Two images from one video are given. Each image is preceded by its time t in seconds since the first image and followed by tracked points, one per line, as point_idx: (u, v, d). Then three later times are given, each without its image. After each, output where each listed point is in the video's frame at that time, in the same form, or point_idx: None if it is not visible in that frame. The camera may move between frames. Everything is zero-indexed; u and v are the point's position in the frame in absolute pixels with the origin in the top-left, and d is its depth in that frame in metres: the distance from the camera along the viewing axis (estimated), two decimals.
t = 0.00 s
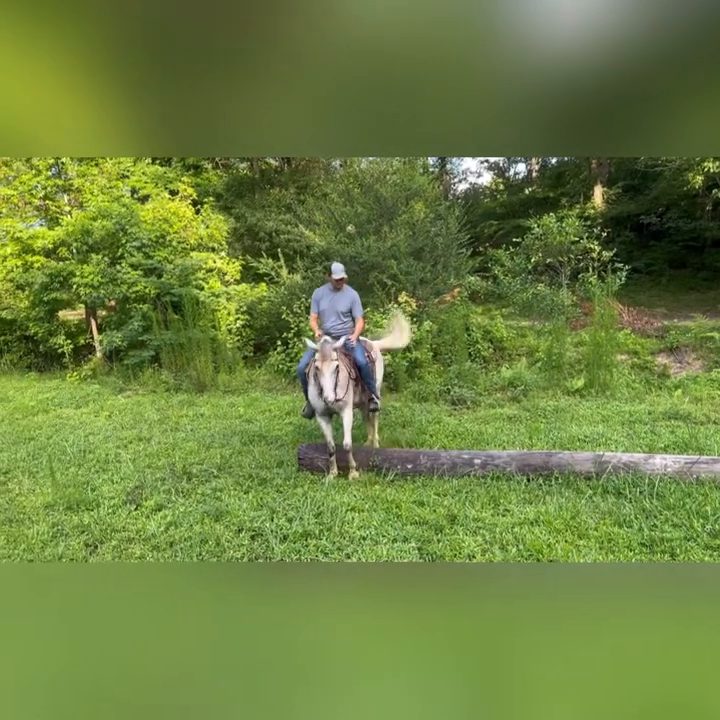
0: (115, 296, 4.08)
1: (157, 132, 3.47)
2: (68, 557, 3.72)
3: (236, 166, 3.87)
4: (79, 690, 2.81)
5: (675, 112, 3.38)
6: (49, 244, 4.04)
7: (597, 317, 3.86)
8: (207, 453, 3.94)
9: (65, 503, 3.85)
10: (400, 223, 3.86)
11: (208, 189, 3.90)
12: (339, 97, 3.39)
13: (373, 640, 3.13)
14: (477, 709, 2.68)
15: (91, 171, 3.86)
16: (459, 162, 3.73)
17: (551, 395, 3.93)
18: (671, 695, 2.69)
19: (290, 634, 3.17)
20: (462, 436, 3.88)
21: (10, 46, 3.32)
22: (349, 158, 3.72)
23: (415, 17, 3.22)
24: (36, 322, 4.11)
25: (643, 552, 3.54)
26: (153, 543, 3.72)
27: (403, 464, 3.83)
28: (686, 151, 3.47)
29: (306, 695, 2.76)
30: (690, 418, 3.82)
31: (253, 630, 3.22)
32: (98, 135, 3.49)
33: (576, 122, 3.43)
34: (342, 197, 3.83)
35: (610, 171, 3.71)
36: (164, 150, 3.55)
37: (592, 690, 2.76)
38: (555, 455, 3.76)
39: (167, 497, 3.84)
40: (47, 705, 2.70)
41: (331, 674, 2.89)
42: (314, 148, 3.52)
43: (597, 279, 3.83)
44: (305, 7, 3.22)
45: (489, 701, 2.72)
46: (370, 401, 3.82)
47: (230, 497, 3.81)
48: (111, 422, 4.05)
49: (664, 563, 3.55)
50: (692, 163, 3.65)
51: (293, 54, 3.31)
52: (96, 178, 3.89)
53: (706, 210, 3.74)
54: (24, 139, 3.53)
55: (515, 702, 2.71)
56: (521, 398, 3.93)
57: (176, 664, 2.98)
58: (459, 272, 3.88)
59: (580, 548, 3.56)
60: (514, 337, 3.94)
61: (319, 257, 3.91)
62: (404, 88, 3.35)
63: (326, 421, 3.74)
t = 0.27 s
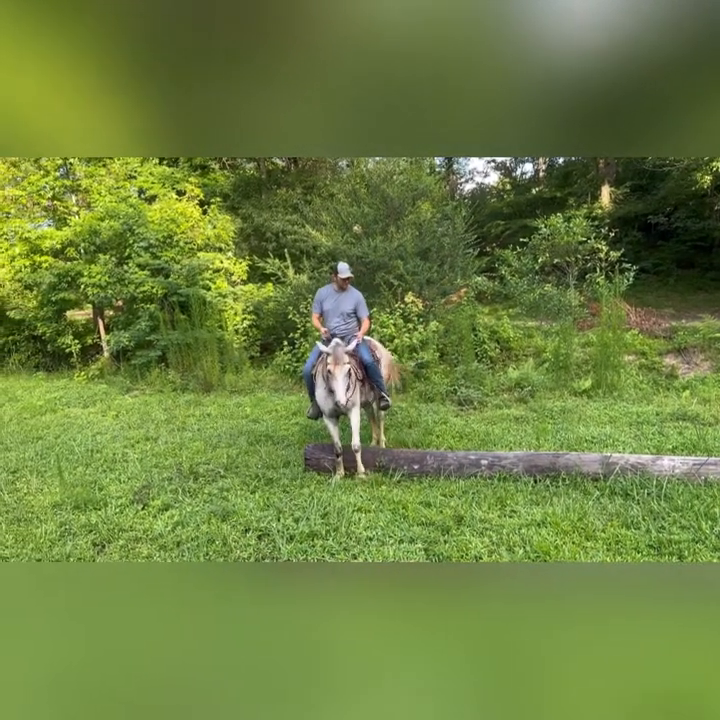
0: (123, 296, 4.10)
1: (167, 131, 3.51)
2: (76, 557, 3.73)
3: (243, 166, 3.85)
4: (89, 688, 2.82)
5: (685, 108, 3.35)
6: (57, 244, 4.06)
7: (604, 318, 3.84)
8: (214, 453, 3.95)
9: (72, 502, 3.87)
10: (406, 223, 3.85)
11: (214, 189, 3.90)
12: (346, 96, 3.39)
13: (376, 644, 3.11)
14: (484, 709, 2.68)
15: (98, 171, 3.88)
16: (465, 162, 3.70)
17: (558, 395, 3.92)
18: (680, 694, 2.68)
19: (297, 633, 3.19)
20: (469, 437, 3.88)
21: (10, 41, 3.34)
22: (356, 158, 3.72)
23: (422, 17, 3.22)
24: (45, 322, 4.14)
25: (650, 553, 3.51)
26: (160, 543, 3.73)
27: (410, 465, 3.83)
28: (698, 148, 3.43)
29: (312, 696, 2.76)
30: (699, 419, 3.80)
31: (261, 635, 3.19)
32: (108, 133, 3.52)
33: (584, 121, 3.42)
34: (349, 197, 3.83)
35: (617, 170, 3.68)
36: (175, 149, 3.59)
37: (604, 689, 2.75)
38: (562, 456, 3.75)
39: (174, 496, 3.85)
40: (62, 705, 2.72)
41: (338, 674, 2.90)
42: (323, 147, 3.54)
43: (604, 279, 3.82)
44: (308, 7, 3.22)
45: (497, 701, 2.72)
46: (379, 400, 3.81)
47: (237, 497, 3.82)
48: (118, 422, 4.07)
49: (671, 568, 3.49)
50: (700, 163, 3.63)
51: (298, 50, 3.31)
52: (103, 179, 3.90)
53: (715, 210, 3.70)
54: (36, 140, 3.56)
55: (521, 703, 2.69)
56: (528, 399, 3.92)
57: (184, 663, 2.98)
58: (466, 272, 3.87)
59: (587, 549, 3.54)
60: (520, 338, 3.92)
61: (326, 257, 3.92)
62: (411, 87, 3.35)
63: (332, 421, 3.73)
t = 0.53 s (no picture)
0: (129, 297, 4.10)
1: (173, 130, 3.52)
2: (83, 557, 3.77)
3: (248, 167, 3.84)
4: (97, 686, 2.85)
5: (692, 106, 3.35)
6: (64, 246, 4.08)
7: (610, 319, 3.82)
8: (220, 453, 3.96)
9: (79, 502, 3.89)
10: (412, 224, 3.86)
11: (220, 190, 3.91)
12: (352, 96, 3.40)
13: (380, 644, 3.11)
14: (491, 710, 2.69)
15: (105, 173, 3.86)
16: (471, 163, 3.69)
17: (564, 396, 3.90)
18: (686, 696, 2.68)
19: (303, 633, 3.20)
20: (475, 438, 3.86)
21: (8, 37, 3.38)
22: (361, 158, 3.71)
23: (429, 20, 3.27)
24: (52, 322, 4.16)
25: (658, 555, 3.55)
26: (167, 543, 3.75)
27: (415, 466, 3.82)
28: (704, 143, 3.44)
29: (319, 695, 2.78)
30: (706, 421, 3.78)
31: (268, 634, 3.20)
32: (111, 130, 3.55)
33: (591, 121, 3.41)
34: (354, 197, 3.84)
35: (623, 171, 3.66)
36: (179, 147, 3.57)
37: (610, 691, 2.75)
38: (569, 458, 3.74)
39: (180, 496, 3.86)
40: (70, 703, 2.75)
41: (344, 674, 2.91)
42: (327, 147, 3.51)
43: (611, 280, 3.80)
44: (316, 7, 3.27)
45: (501, 703, 2.72)
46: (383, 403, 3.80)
47: (243, 497, 3.83)
48: (124, 422, 4.08)
49: (679, 567, 3.53)
50: (708, 163, 3.58)
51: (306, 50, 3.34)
52: (110, 180, 3.90)
53: None
54: (36, 137, 3.57)
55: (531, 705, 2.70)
56: (533, 400, 3.91)
57: (190, 661, 3.00)
58: (472, 273, 3.87)
59: (594, 551, 3.56)
60: (526, 339, 3.91)
61: (331, 258, 3.91)
62: (417, 87, 3.36)
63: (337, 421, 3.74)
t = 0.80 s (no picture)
0: (134, 297, 4.12)
1: (176, 129, 3.52)
2: (87, 557, 3.78)
3: (253, 167, 3.86)
4: (102, 686, 2.85)
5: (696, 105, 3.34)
6: (69, 246, 4.10)
7: (614, 321, 3.82)
8: (224, 453, 3.96)
9: (84, 502, 3.90)
10: (416, 225, 3.85)
11: (224, 192, 3.92)
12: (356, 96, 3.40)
13: (382, 645, 3.12)
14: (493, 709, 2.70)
15: (109, 174, 3.87)
16: (475, 163, 3.69)
17: (568, 397, 3.89)
18: (690, 697, 2.69)
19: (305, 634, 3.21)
20: (478, 439, 3.85)
21: (8, 37, 3.39)
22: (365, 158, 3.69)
23: (432, 20, 3.26)
24: (57, 323, 4.17)
25: (662, 557, 3.55)
26: (171, 543, 3.77)
27: (418, 468, 3.82)
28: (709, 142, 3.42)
29: (322, 694, 2.79)
30: (710, 422, 3.77)
31: (270, 636, 3.20)
32: (113, 130, 3.56)
33: (595, 120, 3.41)
34: (358, 199, 3.83)
35: (628, 171, 3.64)
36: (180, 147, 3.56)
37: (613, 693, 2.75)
38: (573, 459, 3.73)
39: (184, 497, 3.87)
40: (76, 703, 2.76)
41: (346, 674, 2.91)
42: (331, 147, 3.51)
43: (615, 281, 3.79)
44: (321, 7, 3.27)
45: (502, 703, 2.73)
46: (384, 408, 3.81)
47: (246, 498, 3.84)
48: (129, 423, 4.09)
49: (682, 569, 3.54)
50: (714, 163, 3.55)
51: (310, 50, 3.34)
52: (114, 181, 3.91)
53: None
54: (39, 137, 3.59)
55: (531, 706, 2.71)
56: (537, 401, 3.90)
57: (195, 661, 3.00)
58: (475, 274, 3.86)
59: (598, 553, 3.55)
60: (530, 340, 3.90)
61: (335, 259, 3.92)
62: (420, 87, 3.37)
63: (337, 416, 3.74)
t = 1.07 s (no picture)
0: (135, 298, 4.12)
1: (176, 129, 3.50)
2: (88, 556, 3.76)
3: (254, 169, 3.87)
4: (105, 686, 2.86)
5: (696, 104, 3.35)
6: (70, 248, 4.10)
7: (615, 322, 3.82)
8: (224, 454, 3.96)
9: (84, 503, 3.90)
10: (416, 226, 3.85)
11: (225, 193, 3.93)
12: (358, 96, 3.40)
13: (381, 646, 3.13)
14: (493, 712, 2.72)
15: (111, 174, 3.89)
16: (476, 164, 3.69)
17: (569, 399, 3.90)
18: (689, 701, 2.72)
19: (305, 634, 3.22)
20: (478, 440, 3.86)
21: (7, 38, 3.39)
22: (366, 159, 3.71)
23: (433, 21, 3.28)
24: (58, 324, 4.17)
25: (661, 557, 3.54)
26: (170, 543, 3.75)
27: (418, 469, 3.83)
28: (711, 142, 3.41)
29: (323, 696, 2.80)
30: (711, 424, 3.78)
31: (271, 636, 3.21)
32: (112, 130, 3.52)
33: (597, 122, 3.41)
34: (359, 200, 3.84)
35: (629, 172, 3.63)
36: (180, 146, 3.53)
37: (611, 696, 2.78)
38: (573, 460, 3.74)
39: (184, 498, 3.87)
40: (82, 703, 2.77)
41: (347, 675, 2.93)
42: (331, 147, 3.49)
43: (616, 282, 3.79)
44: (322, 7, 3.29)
45: (500, 705, 2.76)
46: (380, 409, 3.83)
47: (246, 498, 3.84)
48: (129, 424, 4.09)
49: (681, 571, 3.53)
50: (715, 164, 3.58)
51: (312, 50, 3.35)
52: (116, 182, 3.92)
53: None
54: (38, 137, 3.58)
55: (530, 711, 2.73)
56: (538, 403, 3.90)
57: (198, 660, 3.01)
58: (476, 275, 3.86)
59: (598, 554, 3.55)
60: (531, 341, 3.90)
61: (336, 259, 3.93)
62: (421, 88, 3.37)
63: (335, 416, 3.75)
